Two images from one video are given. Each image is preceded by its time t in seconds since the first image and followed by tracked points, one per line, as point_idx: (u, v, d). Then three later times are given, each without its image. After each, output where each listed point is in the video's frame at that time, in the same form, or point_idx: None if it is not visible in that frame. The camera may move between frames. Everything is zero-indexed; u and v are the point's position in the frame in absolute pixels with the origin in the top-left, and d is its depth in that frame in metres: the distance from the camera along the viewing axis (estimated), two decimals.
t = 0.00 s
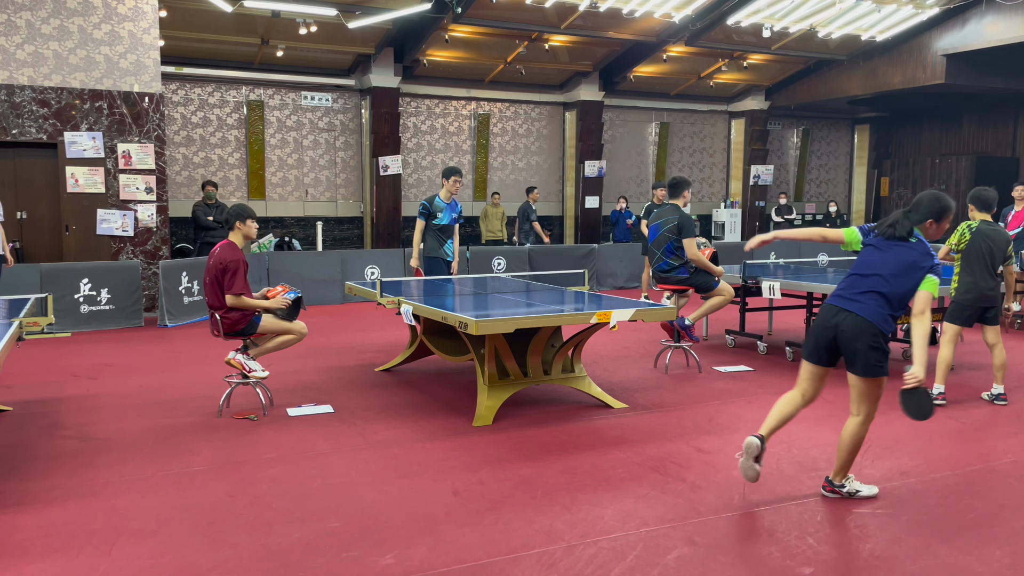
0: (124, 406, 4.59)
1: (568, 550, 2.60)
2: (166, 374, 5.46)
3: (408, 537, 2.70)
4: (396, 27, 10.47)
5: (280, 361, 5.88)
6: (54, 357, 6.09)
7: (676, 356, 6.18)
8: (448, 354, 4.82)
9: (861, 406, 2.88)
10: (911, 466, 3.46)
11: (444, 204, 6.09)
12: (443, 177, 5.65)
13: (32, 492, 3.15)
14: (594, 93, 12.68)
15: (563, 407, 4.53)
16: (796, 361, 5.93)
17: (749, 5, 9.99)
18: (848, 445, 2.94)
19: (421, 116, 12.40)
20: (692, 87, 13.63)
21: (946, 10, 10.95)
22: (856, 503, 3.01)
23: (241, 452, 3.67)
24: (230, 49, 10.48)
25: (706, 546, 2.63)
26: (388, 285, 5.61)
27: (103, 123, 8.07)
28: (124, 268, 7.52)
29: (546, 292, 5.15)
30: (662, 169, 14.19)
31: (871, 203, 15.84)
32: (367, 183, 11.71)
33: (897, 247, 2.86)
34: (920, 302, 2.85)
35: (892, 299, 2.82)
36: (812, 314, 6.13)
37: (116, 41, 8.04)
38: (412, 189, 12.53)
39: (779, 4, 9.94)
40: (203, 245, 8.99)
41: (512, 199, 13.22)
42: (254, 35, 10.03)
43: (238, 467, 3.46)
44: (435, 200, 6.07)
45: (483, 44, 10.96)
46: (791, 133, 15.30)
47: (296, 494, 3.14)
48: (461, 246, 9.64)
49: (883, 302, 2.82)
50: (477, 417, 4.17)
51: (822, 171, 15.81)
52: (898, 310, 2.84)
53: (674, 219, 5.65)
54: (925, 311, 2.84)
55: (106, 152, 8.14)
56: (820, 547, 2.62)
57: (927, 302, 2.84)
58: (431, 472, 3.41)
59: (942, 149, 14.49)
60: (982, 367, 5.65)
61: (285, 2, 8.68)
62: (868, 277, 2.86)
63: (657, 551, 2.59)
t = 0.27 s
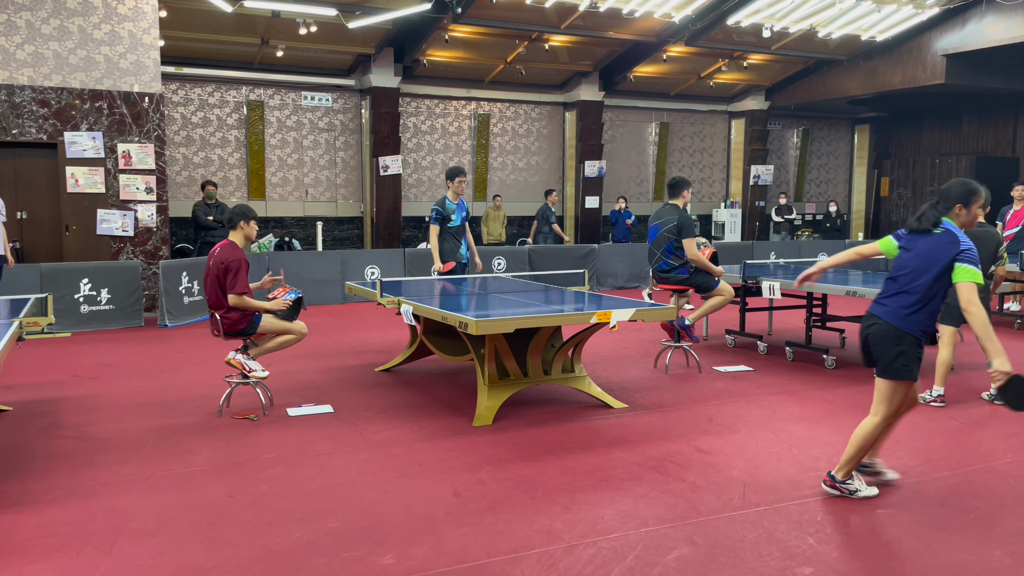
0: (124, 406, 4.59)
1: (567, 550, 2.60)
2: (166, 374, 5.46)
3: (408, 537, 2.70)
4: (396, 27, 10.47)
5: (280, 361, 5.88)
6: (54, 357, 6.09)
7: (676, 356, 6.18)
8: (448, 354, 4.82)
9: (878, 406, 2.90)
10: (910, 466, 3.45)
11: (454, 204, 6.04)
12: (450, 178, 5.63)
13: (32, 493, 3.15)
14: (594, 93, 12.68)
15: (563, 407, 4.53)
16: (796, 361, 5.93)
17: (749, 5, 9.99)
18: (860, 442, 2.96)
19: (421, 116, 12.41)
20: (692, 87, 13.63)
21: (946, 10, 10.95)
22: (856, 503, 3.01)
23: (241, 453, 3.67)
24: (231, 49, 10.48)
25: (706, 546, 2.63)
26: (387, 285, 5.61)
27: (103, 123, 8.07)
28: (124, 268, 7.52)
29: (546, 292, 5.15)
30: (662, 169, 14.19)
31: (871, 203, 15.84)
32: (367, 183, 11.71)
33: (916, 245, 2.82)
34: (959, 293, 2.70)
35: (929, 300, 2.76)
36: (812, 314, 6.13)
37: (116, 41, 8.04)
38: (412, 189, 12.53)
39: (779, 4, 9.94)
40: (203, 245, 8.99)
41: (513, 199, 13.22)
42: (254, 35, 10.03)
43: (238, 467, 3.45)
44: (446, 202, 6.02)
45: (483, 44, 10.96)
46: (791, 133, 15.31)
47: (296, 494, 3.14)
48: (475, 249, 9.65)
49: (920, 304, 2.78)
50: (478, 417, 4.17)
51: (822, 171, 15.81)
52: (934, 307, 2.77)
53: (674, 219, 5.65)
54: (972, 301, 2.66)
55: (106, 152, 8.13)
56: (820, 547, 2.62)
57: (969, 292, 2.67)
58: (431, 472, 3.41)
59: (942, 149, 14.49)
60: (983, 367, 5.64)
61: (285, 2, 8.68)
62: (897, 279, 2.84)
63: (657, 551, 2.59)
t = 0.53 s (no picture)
0: (124, 406, 4.59)
1: (568, 550, 2.60)
2: (166, 374, 5.46)
3: (408, 537, 2.70)
4: (396, 27, 10.47)
5: (280, 361, 5.88)
6: (54, 357, 6.09)
7: (676, 356, 6.18)
8: (448, 354, 4.82)
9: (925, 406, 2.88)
10: (911, 466, 3.45)
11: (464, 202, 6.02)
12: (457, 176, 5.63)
13: (32, 493, 3.15)
14: (594, 93, 12.68)
15: (563, 407, 4.53)
16: (796, 361, 5.93)
17: (749, 5, 9.99)
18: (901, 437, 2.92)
19: (421, 116, 12.41)
20: (692, 88, 13.63)
21: (946, 10, 10.95)
22: (856, 503, 3.01)
23: (241, 452, 3.67)
24: (231, 49, 10.48)
25: (706, 546, 2.63)
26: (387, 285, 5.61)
27: (103, 123, 8.07)
28: (124, 268, 7.51)
29: (546, 292, 5.15)
30: (662, 169, 14.19)
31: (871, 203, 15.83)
32: (367, 183, 11.71)
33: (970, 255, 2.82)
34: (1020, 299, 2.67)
35: (976, 302, 2.75)
36: (812, 314, 6.13)
37: (116, 41, 8.04)
38: (412, 189, 12.53)
39: (779, 4, 9.94)
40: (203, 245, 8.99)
41: (512, 199, 13.23)
42: (254, 35, 10.03)
43: (238, 467, 3.45)
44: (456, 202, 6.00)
45: (483, 44, 10.96)
46: (791, 133, 15.31)
47: (296, 494, 3.14)
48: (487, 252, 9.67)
49: (966, 308, 2.77)
50: (477, 417, 4.17)
51: (822, 171, 15.81)
52: (991, 314, 2.73)
53: (674, 218, 5.64)
54: None
55: (106, 152, 8.13)
56: (820, 547, 2.62)
57: None
58: (431, 472, 3.41)
59: (942, 149, 14.49)
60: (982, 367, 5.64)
61: (285, 2, 8.68)
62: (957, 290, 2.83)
63: (657, 551, 2.59)
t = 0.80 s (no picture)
0: (124, 406, 4.58)
1: (568, 550, 2.60)
2: (166, 374, 5.46)
3: (408, 537, 2.70)
4: (396, 27, 10.46)
5: (280, 361, 5.88)
6: (54, 357, 6.09)
7: (676, 356, 6.17)
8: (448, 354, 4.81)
9: None
10: (910, 466, 3.45)
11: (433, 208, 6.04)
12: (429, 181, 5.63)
13: (32, 493, 3.14)
14: (594, 93, 12.68)
15: (563, 407, 4.52)
16: (796, 361, 5.93)
17: (749, 5, 9.99)
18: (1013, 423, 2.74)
19: (421, 116, 12.40)
20: (692, 87, 13.63)
21: (946, 10, 10.95)
22: (857, 504, 3.01)
23: (241, 453, 3.67)
24: (230, 49, 10.48)
25: (706, 546, 2.62)
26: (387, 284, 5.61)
27: (103, 123, 8.06)
28: (124, 268, 7.51)
29: (546, 292, 5.15)
30: (662, 169, 14.19)
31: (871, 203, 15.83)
32: (367, 183, 11.71)
33: None
34: None
35: None
36: (812, 314, 6.12)
37: (116, 41, 8.04)
38: (412, 189, 12.52)
39: (779, 4, 9.94)
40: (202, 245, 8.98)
41: (512, 199, 13.23)
42: (254, 35, 10.03)
43: (238, 467, 3.45)
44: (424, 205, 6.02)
45: (483, 44, 10.95)
46: (791, 133, 15.30)
47: (295, 494, 3.14)
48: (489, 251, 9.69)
49: None
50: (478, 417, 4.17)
51: (822, 171, 15.80)
52: None
53: (673, 219, 5.66)
54: None
55: (106, 152, 8.13)
56: (820, 547, 2.62)
57: None
58: (430, 472, 3.41)
59: (942, 150, 14.48)
60: (982, 367, 5.64)
61: (285, 2, 8.68)
62: None
63: (657, 551, 2.58)
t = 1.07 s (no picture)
0: (124, 406, 4.58)
1: (567, 550, 2.60)
2: (166, 374, 5.46)
3: (408, 538, 2.70)
4: (396, 27, 10.46)
5: (279, 361, 5.88)
6: (54, 358, 6.09)
7: (676, 356, 6.17)
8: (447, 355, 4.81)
9: None
10: (910, 466, 3.45)
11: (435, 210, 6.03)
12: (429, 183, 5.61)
13: (32, 493, 3.15)
14: (594, 93, 12.68)
15: (563, 407, 4.52)
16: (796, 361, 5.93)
17: (749, 5, 9.99)
18: None
19: (421, 116, 12.40)
20: (692, 88, 13.63)
21: (946, 10, 10.95)
22: (857, 504, 3.01)
23: (241, 452, 3.67)
24: (230, 49, 10.48)
25: (706, 546, 2.63)
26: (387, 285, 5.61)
27: (103, 123, 8.06)
28: (124, 268, 7.51)
29: (546, 292, 5.14)
30: (662, 169, 14.19)
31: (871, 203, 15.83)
32: (367, 183, 11.71)
33: None
34: None
35: None
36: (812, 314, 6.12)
37: (116, 41, 8.04)
38: (412, 189, 12.52)
39: (779, 4, 9.94)
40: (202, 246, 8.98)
41: (512, 199, 13.22)
42: (254, 35, 10.03)
43: (238, 467, 3.45)
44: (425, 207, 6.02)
45: (483, 44, 10.95)
46: (791, 133, 15.30)
47: (295, 494, 3.14)
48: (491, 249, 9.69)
49: None
50: (478, 417, 4.17)
51: (822, 171, 15.80)
52: None
53: (671, 219, 5.64)
54: None
55: (106, 153, 8.12)
56: (820, 547, 2.62)
57: None
58: (430, 472, 3.41)
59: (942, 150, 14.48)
60: (982, 367, 5.64)
61: (285, 2, 8.68)
62: None
63: (657, 551, 2.59)
